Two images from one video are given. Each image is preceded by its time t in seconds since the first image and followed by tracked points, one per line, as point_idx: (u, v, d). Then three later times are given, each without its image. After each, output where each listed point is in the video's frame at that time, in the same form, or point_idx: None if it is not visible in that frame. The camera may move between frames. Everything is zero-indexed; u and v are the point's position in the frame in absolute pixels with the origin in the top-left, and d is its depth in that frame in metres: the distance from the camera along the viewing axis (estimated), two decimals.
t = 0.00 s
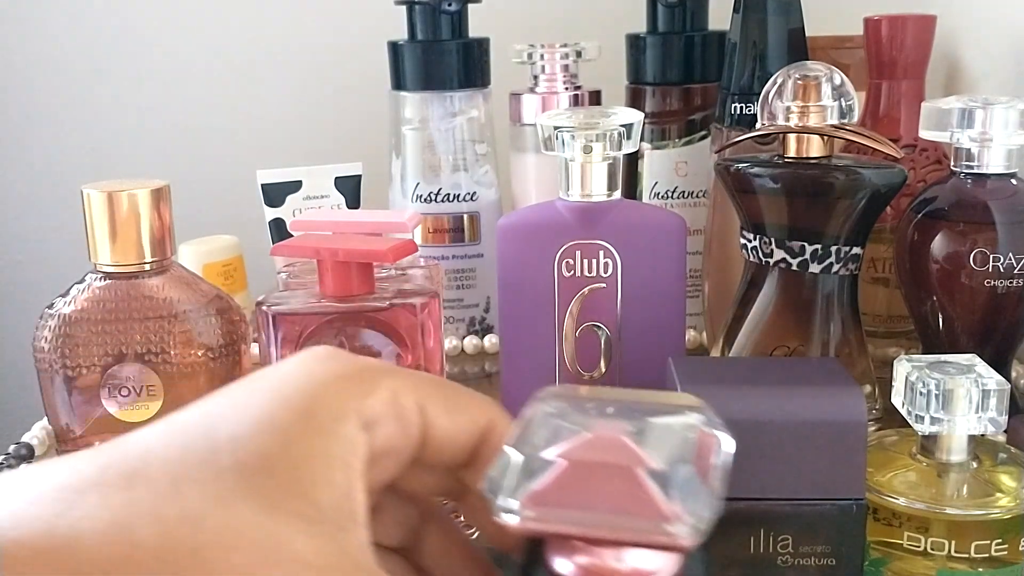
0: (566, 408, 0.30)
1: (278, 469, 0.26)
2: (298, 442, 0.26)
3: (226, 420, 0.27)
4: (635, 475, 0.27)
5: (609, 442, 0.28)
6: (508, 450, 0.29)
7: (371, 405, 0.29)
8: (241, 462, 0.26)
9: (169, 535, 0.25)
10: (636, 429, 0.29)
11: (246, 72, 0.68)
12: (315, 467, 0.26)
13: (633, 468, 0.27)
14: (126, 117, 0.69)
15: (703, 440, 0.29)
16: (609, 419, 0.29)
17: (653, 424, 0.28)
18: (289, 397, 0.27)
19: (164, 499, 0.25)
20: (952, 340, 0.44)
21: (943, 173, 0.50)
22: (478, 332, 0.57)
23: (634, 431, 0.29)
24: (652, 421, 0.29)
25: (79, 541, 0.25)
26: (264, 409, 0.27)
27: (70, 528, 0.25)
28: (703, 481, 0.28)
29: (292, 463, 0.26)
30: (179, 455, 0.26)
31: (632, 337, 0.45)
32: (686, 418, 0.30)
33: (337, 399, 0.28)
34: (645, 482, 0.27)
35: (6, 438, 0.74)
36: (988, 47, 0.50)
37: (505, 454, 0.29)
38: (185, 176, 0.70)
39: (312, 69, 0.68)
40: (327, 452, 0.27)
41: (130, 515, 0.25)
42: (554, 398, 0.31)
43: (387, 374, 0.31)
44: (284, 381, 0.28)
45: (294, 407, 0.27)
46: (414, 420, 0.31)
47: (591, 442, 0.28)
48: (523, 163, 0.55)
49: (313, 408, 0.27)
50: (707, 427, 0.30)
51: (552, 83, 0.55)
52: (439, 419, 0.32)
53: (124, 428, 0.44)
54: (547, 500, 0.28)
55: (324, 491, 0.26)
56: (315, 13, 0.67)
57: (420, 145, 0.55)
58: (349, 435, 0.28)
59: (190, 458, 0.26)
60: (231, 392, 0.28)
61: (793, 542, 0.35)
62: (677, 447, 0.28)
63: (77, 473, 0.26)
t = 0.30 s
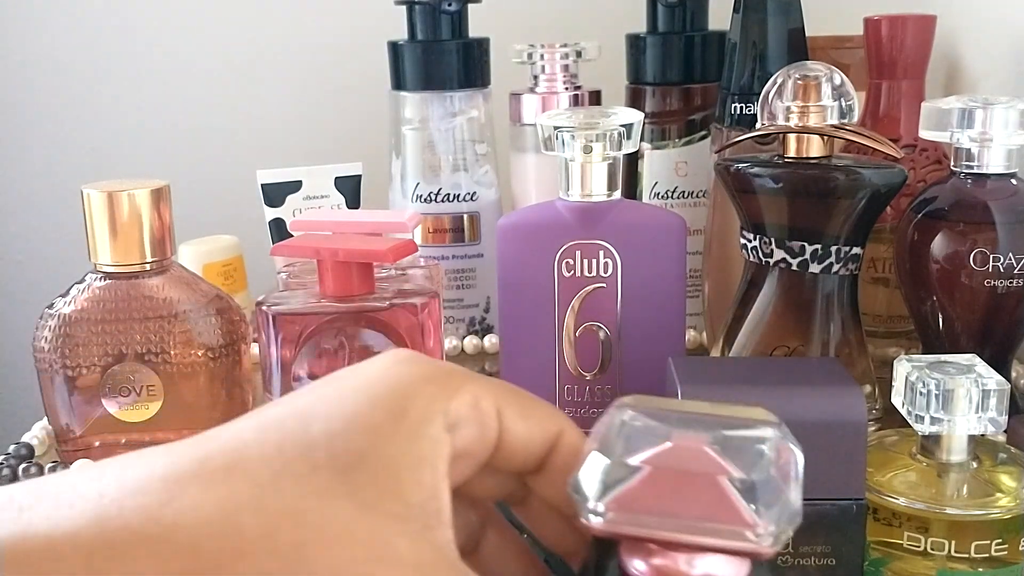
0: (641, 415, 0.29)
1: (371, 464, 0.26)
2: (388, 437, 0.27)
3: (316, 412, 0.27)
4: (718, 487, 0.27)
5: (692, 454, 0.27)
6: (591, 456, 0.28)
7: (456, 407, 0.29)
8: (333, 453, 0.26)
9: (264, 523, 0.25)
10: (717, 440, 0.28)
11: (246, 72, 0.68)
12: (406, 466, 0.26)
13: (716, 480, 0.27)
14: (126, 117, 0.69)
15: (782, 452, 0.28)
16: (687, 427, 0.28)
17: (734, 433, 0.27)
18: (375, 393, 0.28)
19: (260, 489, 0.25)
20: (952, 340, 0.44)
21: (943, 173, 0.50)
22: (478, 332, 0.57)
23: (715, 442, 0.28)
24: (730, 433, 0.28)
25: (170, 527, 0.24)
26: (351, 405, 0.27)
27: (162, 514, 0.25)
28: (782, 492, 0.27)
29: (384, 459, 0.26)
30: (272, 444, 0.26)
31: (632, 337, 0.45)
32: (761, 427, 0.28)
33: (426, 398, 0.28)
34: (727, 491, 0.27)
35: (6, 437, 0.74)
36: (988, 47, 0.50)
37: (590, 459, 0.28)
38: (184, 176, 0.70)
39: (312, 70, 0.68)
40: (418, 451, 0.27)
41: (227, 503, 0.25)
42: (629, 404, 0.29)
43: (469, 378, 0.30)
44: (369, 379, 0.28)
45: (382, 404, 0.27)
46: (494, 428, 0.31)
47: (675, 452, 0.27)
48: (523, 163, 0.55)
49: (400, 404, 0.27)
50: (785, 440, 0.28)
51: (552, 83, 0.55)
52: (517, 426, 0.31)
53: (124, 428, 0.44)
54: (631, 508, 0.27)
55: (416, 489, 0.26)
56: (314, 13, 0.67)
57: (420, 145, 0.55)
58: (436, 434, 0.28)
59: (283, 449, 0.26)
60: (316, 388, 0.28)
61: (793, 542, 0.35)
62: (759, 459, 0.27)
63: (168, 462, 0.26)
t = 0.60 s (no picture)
0: (653, 424, 0.30)
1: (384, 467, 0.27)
2: (401, 442, 0.28)
3: (333, 418, 0.28)
4: (727, 487, 0.27)
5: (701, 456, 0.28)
6: (604, 459, 0.29)
7: (469, 414, 0.30)
8: (347, 456, 0.27)
9: (281, 523, 0.26)
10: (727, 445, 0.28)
11: (246, 72, 0.68)
12: (418, 469, 0.28)
13: (723, 480, 0.27)
14: (126, 118, 0.69)
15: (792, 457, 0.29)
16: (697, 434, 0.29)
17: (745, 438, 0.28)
18: (390, 400, 0.29)
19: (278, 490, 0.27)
20: (952, 340, 0.44)
21: (943, 173, 0.50)
22: (478, 332, 0.57)
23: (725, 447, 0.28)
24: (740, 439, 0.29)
25: (193, 522, 0.26)
26: (366, 412, 0.28)
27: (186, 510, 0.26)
28: (793, 497, 0.28)
29: (397, 462, 0.28)
30: (290, 447, 0.28)
31: (632, 337, 0.45)
32: (772, 433, 0.29)
33: (439, 406, 0.29)
34: (737, 492, 0.27)
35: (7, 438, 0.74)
36: (988, 47, 0.50)
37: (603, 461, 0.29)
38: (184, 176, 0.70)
39: (312, 69, 0.68)
40: (430, 454, 0.28)
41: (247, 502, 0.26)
42: (642, 413, 0.31)
43: (483, 387, 0.31)
44: (386, 387, 0.30)
45: (396, 410, 0.29)
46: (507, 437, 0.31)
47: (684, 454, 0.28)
48: (522, 163, 0.55)
49: (414, 410, 0.29)
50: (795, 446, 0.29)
51: (552, 83, 0.55)
52: (529, 437, 0.32)
53: (124, 427, 0.44)
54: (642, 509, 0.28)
55: (426, 492, 0.27)
56: (313, 13, 0.67)
57: (420, 145, 0.55)
58: (449, 439, 0.29)
59: (301, 451, 0.27)
60: (334, 395, 0.30)
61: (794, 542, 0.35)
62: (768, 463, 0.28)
63: (191, 461, 0.28)
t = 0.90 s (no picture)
0: (652, 424, 0.30)
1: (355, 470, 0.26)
2: (374, 448, 0.27)
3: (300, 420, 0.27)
4: (724, 484, 0.27)
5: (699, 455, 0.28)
6: (603, 457, 0.29)
7: (443, 421, 0.30)
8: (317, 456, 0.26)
9: (256, 527, 0.24)
10: (725, 444, 0.29)
11: (246, 72, 0.68)
12: (389, 475, 0.27)
13: (721, 478, 0.27)
14: (126, 118, 0.69)
15: (790, 457, 0.29)
16: (696, 434, 0.29)
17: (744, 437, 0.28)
18: (361, 403, 0.28)
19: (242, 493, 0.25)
20: (952, 340, 0.44)
21: (943, 173, 0.50)
22: (478, 332, 0.57)
23: (724, 446, 0.28)
24: (738, 439, 0.29)
25: (147, 527, 0.24)
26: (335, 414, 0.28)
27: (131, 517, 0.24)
28: (791, 496, 0.28)
29: (370, 467, 0.26)
30: (257, 447, 0.26)
31: (632, 336, 0.45)
32: (770, 433, 0.29)
33: (413, 410, 0.29)
34: (732, 491, 0.27)
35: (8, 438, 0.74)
36: (988, 47, 0.50)
37: (600, 461, 0.29)
38: (184, 176, 0.70)
39: (312, 69, 0.68)
40: (402, 459, 0.27)
41: (211, 504, 0.24)
42: (643, 414, 0.31)
43: (455, 395, 0.31)
44: (352, 392, 0.29)
45: (368, 415, 0.28)
46: (483, 446, 0.31)
47: (681, 453, 0.28)
48: (522, 163, 0.55)
49: (387, 415, 0.28)
50: (795, 446, 0.29)
51: (552, 83, 0.55)
52: (510, 442, 0.31)
53: (123, 428, 0.44)
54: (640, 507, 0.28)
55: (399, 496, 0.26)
56: (312, 13, 0.67)
57: (420, 145, 0.55)
58: (420, 448, 0.28)
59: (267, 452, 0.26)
60: (299, 396, 0.28)
61: (793, 542, 0.35)
62: (765, 462, 0.28)
63: (144, 468, 0.25)
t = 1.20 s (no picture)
0: (654, 424, 0.30)
1: (249, 416, 0.27)
2: (264, 388, 0.28)
3: (188, 356, 0.28)
4: (723, 484, 0.27)
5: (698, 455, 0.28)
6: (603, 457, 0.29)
7: (331, 362, 0.30)
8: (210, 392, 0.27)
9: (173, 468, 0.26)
10: (725, 445, 0.29)
11: (245, 71, 0.68)
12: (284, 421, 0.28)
13: (720, 477, 0.27)
14: (125, 119, 0.69)
15: (790, 455, 0.29)
16: (697, 434, 0.29)
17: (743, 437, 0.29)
18: (243, 338, 0.29)
19: (150, 416, 0.26)
20: (952, 340, 0.44)
21: (943, 173, 0.50)
22: (478, 332, 0.57)
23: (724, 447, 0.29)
24: (738, 440, 0.29)
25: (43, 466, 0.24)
26: (226, 349, 0.28)
27: (80, 410, 0.26)
28: (791, 495, 0.28)
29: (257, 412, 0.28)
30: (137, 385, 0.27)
31: (632, 337, 0.45)
32: (770, 433, 0.30)
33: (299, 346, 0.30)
34: (733, 492, 0.27)
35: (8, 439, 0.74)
36: (988, 47, 0.50)
37: (601, 461, 0.29)
38: (184, 176, 0.70)
39: (312, 69, 0.68)
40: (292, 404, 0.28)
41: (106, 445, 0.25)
42: (644, 414, 0.31)
43: (346, 326, 0.31)
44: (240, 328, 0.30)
45: (258, 353, 0.29)
46: (366, 375, 0.32)
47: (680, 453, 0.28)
48: (522, 163, 0.55)
49: (278, 353, 0.29)
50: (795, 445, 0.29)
51: (552, 83, 0.55)
52: (394, 371, 0.32)
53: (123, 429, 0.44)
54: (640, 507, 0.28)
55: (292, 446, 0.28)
56: (312, 13, 0.67)
57: (419, 145, 0.55)
58: (307, 386, 0.29)
59: (165, 383, 0.27)
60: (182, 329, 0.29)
61: (794, 542, 0.35)
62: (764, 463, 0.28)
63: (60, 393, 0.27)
